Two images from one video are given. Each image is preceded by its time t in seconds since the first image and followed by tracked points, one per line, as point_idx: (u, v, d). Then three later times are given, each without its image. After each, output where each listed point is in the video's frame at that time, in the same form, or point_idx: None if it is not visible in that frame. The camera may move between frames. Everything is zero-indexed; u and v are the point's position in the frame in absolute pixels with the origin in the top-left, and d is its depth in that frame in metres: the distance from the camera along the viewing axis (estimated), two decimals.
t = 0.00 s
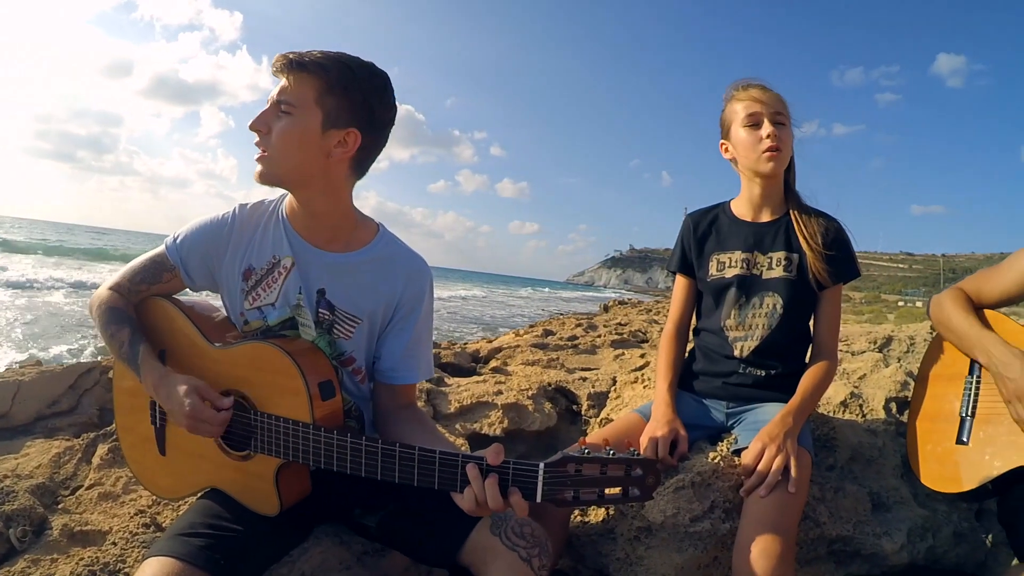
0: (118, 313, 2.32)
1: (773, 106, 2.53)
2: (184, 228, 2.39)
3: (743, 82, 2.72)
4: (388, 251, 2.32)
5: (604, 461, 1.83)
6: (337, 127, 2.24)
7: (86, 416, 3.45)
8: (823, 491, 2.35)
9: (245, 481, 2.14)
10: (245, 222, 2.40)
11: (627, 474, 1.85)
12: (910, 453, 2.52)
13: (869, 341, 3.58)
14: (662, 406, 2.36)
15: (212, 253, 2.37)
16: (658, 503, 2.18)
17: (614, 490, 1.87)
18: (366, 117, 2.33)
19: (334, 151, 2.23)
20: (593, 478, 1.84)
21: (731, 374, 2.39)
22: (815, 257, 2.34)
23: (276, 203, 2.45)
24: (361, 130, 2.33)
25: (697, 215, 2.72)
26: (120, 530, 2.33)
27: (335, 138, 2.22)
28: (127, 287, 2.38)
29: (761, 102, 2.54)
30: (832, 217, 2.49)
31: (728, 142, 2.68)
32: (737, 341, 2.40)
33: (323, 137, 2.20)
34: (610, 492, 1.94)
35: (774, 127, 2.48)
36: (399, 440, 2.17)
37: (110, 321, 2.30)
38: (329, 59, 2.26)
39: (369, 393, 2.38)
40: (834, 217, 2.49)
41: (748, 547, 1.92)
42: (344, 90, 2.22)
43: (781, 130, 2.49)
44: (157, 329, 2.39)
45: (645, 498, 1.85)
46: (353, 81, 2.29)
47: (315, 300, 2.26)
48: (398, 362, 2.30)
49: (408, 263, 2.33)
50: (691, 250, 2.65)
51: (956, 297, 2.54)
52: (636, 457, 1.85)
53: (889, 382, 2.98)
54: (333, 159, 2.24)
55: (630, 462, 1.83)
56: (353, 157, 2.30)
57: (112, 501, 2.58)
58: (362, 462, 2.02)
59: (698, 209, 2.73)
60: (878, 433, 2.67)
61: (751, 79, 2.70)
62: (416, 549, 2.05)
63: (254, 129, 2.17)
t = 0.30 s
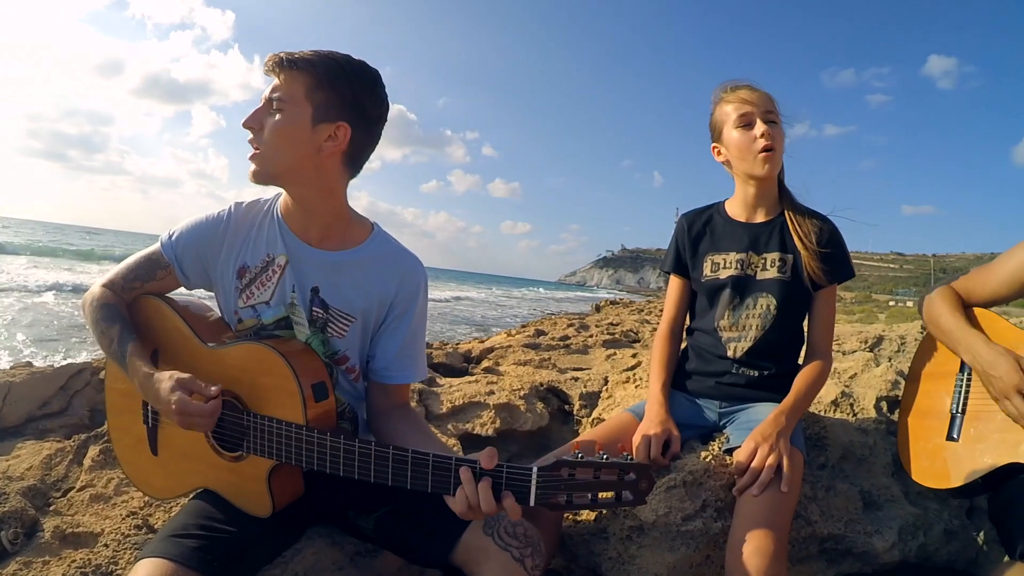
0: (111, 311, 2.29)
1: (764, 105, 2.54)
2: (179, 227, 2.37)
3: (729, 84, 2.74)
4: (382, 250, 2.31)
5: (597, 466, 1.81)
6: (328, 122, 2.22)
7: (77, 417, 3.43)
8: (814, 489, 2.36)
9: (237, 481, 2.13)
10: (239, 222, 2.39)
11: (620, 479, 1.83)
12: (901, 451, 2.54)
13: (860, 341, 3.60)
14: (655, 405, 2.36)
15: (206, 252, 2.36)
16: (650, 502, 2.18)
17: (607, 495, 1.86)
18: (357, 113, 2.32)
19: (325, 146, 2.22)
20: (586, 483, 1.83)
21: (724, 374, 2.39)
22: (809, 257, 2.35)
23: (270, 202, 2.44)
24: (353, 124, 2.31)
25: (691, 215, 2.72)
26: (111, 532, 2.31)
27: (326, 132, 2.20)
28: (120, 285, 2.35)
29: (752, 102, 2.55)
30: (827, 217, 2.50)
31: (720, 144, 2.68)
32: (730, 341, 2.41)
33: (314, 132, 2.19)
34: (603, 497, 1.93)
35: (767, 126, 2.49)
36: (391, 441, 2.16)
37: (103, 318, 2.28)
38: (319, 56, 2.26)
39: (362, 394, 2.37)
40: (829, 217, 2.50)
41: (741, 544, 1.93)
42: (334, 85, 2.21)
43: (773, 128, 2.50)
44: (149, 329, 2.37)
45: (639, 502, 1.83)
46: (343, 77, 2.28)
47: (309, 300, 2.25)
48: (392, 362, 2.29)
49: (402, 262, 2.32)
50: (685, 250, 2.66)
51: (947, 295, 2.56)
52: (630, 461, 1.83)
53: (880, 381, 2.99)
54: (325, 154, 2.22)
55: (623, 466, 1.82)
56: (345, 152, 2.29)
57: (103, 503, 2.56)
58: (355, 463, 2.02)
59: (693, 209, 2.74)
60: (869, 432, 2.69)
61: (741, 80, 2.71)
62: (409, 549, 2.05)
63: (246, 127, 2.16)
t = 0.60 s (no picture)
0: (101, 319, 2.28)
1: (763, 106, 2.54)
2: (170, 228, 2.36)
3: (730, 82, 2.74)
4: (375, 252, 2.30)
5: (590, 460, 1.83)
6: (319, 126, 2.21)
7: (69, 419, 3.41)
8: (807, 488, 2.36)
9: (230, 482, 2.12)
10: (231, 223, 2.38)
11: (613, 473, 1.85)
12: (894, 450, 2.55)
13: (853, 340, 3.62)
14: (648, 405, 2.37)
15: (199, 253, 2.34)
16: (643, 501, 2.19)
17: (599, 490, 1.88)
18: (349, 117, 2.31)
19: (317, 151, 2.21)
20: (579, 477, 1.84)
21: (717, 374, 2.40)
22: (802, 258, 2.36)
23: (263, 203, 2.43)
24: (344, 128, 2.30)
25: (685, 215, 2.73)
26: (105, 534, 2.30)
27: (317, 137, 2.19)
28: (110, 289, 2.34)
29: (750, 103, 2.55)
30: (820, 218, 2.51)
31: (717, 143, 2.69)
32: (723, 342, 2.42)
33: (305, 137, 2.18)
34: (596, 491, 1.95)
35: (765, 128, 2.49)
36: (385, 441, 2.16)
37: (93, 327, 2.26)
38: (310, 59, 2.25)
39: (355, 395, 2.37)
40: (822, 218, 2.51)
41: (735, 544, 1.93)
42: (326, 89, 2.20)
43: (771, 130, 2.50)
44: (141, 332, 2.36)
45: (631, 495, 1.85)
46: (335, 79, 2.27)
47: (301, 301, 2.24)
48: (384, 363, 2.29)
49: (395, 264, 2.32)
50: (678, 250, 2.66)
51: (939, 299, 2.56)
52: (622, 456, 1.85)
53: (872, 380, 3.01)
54: (316, 159, 2.21)
55: (615, 461, 1.83)
56: (336, 158, 2.28)
57: (96, 504, 2.55)
58: (348, 463, 2.01)
59: (686, 209, 2.75)
60: (861, 431, 2.70)
61: (740, 80, 2.71)
62: (402, 548, 2.04)
63: (237, 131, 2.16)
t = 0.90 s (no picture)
0: (97, 315, 2.26)
1: (751, 104, 2.55)
2: (163, 228, 2.35)
3: (718, 82, 2.75)
4: (367, 251, 2.30)
5: (583, 457, 1.85)
6: (311, 125, 2.21)
7: (63, 419, 3.39)
8: (800, 486, 2.37)
9: (224, 482, 2.12)
10: (224, 222, 2.38)
11: (606, 471, 1.86)
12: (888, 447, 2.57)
13: (847, 339, 3.63)
14: (641, 404, 2.37)
15: (192, 253, 2.34)
16: (637, 500, 2.19)
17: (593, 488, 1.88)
18: (340, 115, 2.31)
19: (309, 150, 2.21)
20: (573, 475, 1.85)
21: (710, 373, 2.41)
22: (794, 255, 2.37)
23: (255, 202, 2.43)
24: (336, 127, 2.30)
25: (677, 214, 2.73)
26: (99, 535, 2.30)
27: (308, 136, 2.19)
28: (105, 288, 2.32)
29: (739, 101, 2.56)
30: (812, 215, 2.51)
31: (707, 142, 2.69)
32: (716, 341, 2.42)
33: (297, 136, 2.17)
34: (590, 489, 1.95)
35: (754, 125, 2.50)
36: (378, 440, 2.16)
37: (90, 323, 2.23)
38: (300, 57, 2.24)
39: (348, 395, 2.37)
40: (814, 216, 2.51)
41: (727, 542, 1.94)
42: (317, 88, 2.20)
43: (760, 127, 2.51)
44: (136, 331, 2.35)
45: (625, 494, 1.86)
46: (326, 78, 2.27)
47: (294, 301, 2.24)
48: (377, 362, 2.28)
49: (387, 263, 2.31)
50: (670, 250, 2.67)
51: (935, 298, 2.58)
52: (616, 454, 1.87)
53: (866, 378, 3.03)
54: (308, 158, 2.21)
55: (609, 459, 1.85)
56: (329, 157, 2.27)
57: (91, 506, 2.54)
58: (342, 463, 2.01)
59: (678, 208, 2.75)
60: (855, 429, 2.71)
61: (727, 78, 2.72)
62: (397, 548, 2.04)
63: (228, 130, 2.15)
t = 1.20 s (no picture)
0: (81, 320, 2.24)
1: (732, 104, 2.57)
2: (149, 228, 2.34)
3: (699, 84, 2.77)
4: (353, 251, 2.29)
5: (570, 455, 1.86)
6: (303, 122, 2.20)
7: (50, 422, 3.36)
8: (788, 484, 2.39)
9: (212, 483, 2.11)
10: (210, 222, 2.36)
11: (593, 468, 1.87)
12: (873, 444, 2.60)
13: (833, 339, 3.67)
14: (628, 404, 2.39)
15: (178, 254, 2.32)
16: (626, 499, 2.19)
17: (581, 486, 1.89)
18: (332, 113, 2.31)
19: (300, 147, 2.20)
20: (560, 473, 1.86)
21: (697, 373, 2.42)
22: (780, 255, 2.38)
23: (242, 202, 2.41)
24: (327, 125, 2.29)
25: (663, 216, 2.75)
26: (86, 538, 2.28)
27: (300, 133, 2.19)
28: (90, 290, 2.30)
29: (719, 102, 2.57)
30: (797, 215, 2.53)
31: (690, 144, 2.71)
32: (703, 341, 2.44)
33: (288, 133, 2.17)
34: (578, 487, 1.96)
35: (735, 125, 2.52)
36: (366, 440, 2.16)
37: (73, 329, 2.22)
38: (294, 54, 2.24)
39: (336, 395, 2.36)
40: (799, 215, 2.53)
41: (715, 540, 1.95)
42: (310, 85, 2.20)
43: (741, 127, 2.53)
44: (122, 333, 2.33)
45: (613, 492, 1.87)
46: (319, 76, 2.26)
47: (281, 301, 2.24)
48: (364, 363, 2.28)
49: (374, 263, 2.31)
50: (657, 251, 2.68)
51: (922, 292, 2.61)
52: (604, 452, 1.88)
53: (852, 377, 3.06)
54: (299, 154, 2.20)
55: (597, 456, 1.86)
56: (319, 154, 2.27)
57: (78, 508, 2.52)
58: (330, 463, 2.01)
59: (663, 210, 2.77)
60: (842, 428, 2.74)
61: (708, 80, 2.74)
62: (387, 548, 2.03)
63: (219, 126, 2.14)
